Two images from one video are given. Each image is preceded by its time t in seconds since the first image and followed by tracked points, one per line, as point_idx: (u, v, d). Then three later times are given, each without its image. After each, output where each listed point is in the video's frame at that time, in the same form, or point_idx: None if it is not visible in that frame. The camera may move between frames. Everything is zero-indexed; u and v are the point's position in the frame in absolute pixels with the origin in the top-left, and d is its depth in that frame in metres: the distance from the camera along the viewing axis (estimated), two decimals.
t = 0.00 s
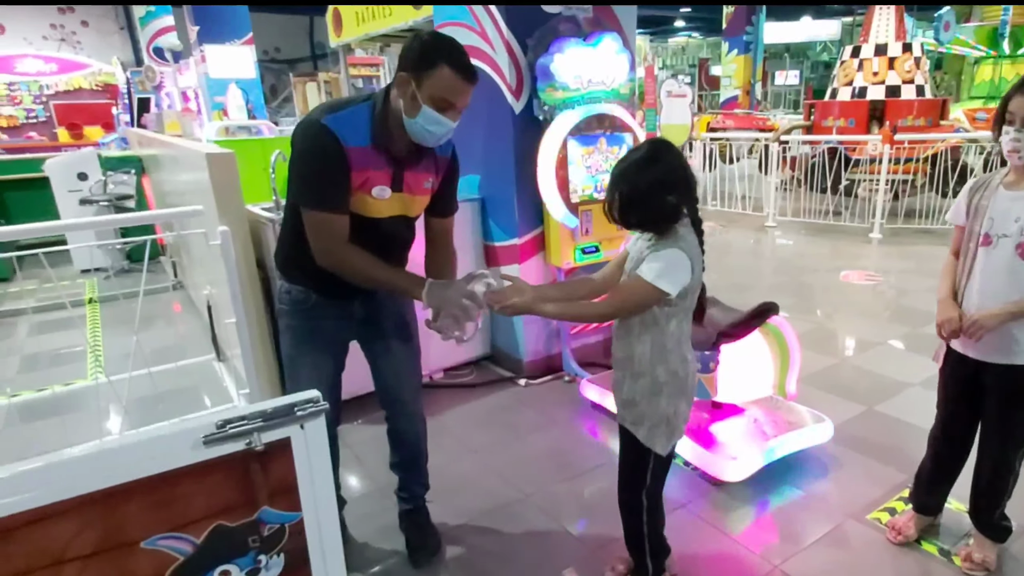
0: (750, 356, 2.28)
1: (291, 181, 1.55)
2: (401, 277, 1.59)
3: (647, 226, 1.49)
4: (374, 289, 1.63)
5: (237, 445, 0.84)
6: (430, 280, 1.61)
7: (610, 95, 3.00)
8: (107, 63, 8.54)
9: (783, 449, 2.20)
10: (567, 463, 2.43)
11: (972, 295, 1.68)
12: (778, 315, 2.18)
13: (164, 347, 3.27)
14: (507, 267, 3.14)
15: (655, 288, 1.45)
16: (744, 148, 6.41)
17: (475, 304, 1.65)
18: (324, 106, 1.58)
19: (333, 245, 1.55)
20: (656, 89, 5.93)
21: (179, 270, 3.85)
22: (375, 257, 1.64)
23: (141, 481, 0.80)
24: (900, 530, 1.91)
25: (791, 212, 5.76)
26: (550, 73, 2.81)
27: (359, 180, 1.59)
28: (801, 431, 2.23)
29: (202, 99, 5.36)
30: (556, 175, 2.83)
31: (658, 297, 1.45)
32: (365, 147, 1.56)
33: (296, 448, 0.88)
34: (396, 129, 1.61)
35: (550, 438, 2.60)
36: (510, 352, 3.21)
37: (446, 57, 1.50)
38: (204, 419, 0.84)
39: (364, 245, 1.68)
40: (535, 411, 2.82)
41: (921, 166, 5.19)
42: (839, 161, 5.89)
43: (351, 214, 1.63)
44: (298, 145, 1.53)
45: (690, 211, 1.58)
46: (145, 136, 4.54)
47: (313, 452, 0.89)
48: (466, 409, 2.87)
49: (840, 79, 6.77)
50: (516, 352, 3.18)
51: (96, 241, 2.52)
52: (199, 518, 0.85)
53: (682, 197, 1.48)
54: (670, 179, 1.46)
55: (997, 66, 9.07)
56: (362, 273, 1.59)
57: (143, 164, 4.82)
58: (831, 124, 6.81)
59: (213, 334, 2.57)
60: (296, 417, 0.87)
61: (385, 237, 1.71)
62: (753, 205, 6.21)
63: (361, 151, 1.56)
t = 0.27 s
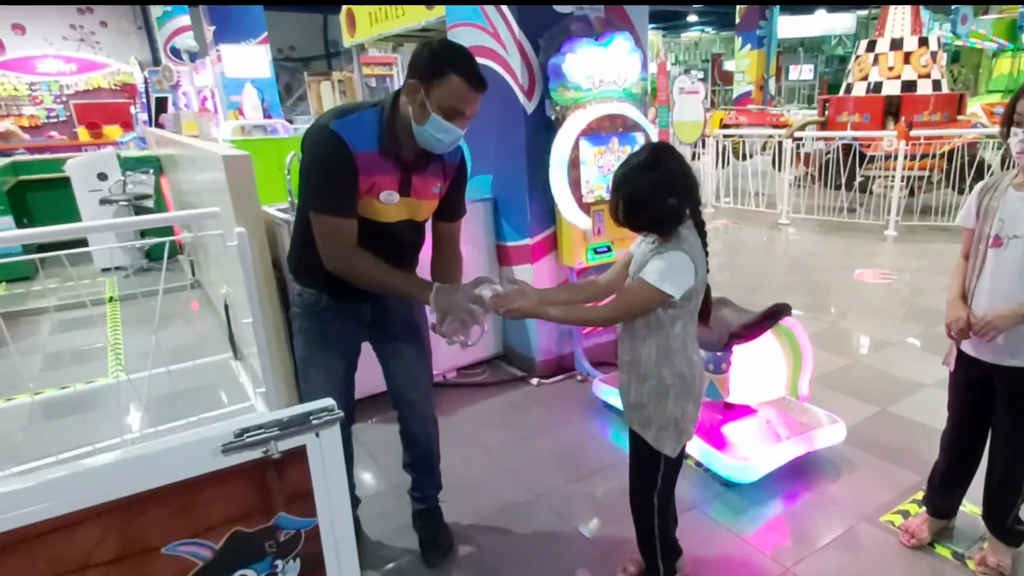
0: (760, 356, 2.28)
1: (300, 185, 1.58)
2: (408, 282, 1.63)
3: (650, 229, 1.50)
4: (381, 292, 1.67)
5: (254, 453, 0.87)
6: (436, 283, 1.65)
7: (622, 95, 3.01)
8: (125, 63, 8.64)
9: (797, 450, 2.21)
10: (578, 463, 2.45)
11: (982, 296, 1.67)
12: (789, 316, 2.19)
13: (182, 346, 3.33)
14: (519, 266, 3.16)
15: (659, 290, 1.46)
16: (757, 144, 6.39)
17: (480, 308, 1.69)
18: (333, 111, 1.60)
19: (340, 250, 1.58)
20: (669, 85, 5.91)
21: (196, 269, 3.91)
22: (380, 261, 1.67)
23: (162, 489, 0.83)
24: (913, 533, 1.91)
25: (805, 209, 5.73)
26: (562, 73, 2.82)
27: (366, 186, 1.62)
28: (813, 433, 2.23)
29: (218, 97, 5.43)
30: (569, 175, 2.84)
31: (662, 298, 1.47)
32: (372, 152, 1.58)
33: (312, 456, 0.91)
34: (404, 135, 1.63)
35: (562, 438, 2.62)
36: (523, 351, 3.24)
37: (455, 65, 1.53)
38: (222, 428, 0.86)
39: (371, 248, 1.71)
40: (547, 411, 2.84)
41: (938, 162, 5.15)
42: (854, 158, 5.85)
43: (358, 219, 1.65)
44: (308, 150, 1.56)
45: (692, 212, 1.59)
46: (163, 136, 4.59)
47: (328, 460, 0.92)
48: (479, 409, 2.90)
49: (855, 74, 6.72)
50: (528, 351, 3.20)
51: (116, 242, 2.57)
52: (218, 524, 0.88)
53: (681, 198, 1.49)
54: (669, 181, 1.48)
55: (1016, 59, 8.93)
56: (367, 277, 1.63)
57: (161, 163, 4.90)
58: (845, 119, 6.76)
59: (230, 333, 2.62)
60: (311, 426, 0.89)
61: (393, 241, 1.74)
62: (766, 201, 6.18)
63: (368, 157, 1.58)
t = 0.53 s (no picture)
0: (767, 355, 2.29)
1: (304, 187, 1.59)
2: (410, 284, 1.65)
3: (650, 230, 1.50)
4: (383, 293, 1.68)
5: (259, 461, 0.88)
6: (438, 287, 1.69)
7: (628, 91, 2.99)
8: (134, 57, 8.68)
9: (805, 448, 2.20)
10: (583, 461, 2.46)
11: (989, 296, 1.67)
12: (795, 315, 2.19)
13: (190, 343, 3.36)
14: (525, 264, 3.17)
15: (661, 292, 1.46)
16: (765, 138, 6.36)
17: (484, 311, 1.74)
18: (337, 112, 1.61)
19: (343, 251, 1.59)
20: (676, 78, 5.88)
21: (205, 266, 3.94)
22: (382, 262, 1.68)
23: (168, 498, 0.84)
24: (920, 533, 1.90)
25: (813, 204, 5.70)
26: (568, 70, 2.81)
27: (369, 187, 1.62)
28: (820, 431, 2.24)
29: (227, 92, 5.44)
30: (574, 173, 2.84)
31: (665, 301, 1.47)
32: (375, 154, 1.59)
33: (316, 464, 0.92)
34: (408, 137, 1.63)
35: (568, 436, 2.63)
36: (528, 349, 3.24)
37: (460, 68, 1.53)
38: (227, 437, 0.88)
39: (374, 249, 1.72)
40: (554, 409, 2.85)
41: (948, 156, 5.11)
42: (863, 152, 5.81)
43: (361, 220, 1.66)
44: (311, 152, 1.57)
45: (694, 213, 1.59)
46: (171, 132, 4.61)
47: (332, 467, 0.93)
48: (486, 406, 2.91)
49: (865, 67, 6.66)
50: (534, 348, 3.21)
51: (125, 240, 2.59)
52: (223, 532, 0.89)
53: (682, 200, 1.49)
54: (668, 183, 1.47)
55: None
56: (370, 279, 1.64)
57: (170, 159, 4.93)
58: (854, 113, 6.71)
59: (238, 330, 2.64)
60: (316, 434, 0.91)
61: (396, 242, 1.75)
62: (774, 196, 6.16)
63: (371, 158, 1.59)
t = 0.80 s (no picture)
0: (773, 350, 2.27)
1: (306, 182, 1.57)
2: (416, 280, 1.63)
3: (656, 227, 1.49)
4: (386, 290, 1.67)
5: (259, 468, 0.88)
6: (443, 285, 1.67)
7: (633, 83, 2.97)
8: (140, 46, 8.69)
9: (812, 443, 2.21)
10: (589, 456, 2.46)
11: (995, 293, 1.65)
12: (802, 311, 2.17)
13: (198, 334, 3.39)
14: (530, 256, 3.15)
15: (665, 294, 1.45)
16: (772, 128, 6.32)
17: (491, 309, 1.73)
18: (339, 107, 1.60)
19: (347, 248, 1.59)
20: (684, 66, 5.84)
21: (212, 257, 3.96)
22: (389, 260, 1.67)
23: (169, 507, 0.85)
24: (925, 531, 1.90)
25: (821, 194, 5.67)
26: (573, 61, 2.79)
27: (373, 183, 1.62)
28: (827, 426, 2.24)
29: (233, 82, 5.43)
30: (579, 165, 2.83)
31: (669, 303, 1.45)
32: (380, 150, 1.58)
33: (317, 469, 0.92)
34: (411, 132, 1.62)
35: (572, 430, 2.64)
36: (534, 341, 3.25)
37: (465, 62, 1.52)
38: (229, 444, 0.88)
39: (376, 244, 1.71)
40: (559, 402, 2.86)
41: (958, 146, 5.07)
42: (872, 142, 5.76)
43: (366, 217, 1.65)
44: (313, 147, 1.55)
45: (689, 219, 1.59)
46: (177, 123, 4.61)
47: (333, 473, 0.94)
48: (490, 399, 2.92)
49: (875, 55, 6.60)
50: (538, 341, 3.21)
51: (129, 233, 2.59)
52: (225, 538, 0.90)
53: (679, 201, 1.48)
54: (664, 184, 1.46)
55: None
56: (372, 275, 1.63)
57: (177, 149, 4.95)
58: (863, 102, 6.66)
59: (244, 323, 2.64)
60: (316, 441, 0.91)
61: (399, 240, 1.75)
62: (781, 186, 6.13)
63: (375, 154, 1.58)
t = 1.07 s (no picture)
0: (777, 344, 2.26)
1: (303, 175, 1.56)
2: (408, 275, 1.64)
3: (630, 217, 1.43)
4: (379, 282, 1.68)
5: (255, 473, 0.89)
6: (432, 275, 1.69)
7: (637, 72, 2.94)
8: (143, 33, 8.66)
9: (818, 437, 2.21)
10: (593, 450, 2.45)
11: (996, 287, 1.64)
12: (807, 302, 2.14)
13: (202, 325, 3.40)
14: (533, 248, 3.14)
15: (659, 310, 1.37)
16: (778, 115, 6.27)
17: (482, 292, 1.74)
18: (337, 99, 1.58)
19: (340, 240, 1.58)
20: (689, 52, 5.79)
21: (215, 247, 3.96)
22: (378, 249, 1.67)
23: (164, 514, 0.86)
24: (927, 525, 1.90)
25: (826, 182, 5.63)
26: (576, 50, 2.75)
27: (372, 175, 1.60)
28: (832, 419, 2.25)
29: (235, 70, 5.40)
30: (583, 155, 2.80)
31: (664, 316, 1.38)
32: (378, 141, 1.56)
33: (314, 474, 0.93)
34: (411, 120, 1.61)
35: (575, 423, 2.64)
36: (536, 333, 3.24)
37: (460, 42, 1.50)
38: (224, 450, 0.88)
39: (371, 237, 1.69)
40: (562, 395, 2.87)
41: (965, 133, 5.02)
42: (879, 129, 5.71)
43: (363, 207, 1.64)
44: (310, 141, 1.54)
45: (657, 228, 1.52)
46: (178, 112, 4.58)
47: (330, 477, 0.95)
48: (493, 391, 2.92)
49: (882, 42, 6.54)
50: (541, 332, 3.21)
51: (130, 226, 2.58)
52: (221, 543, 0.91)
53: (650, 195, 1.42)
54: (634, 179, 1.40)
55: None
56: (365, 268, 1.63)
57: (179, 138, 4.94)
58: (870, 89, 6.61)
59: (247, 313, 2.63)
60: (313, 446, 0.92)
61: (401, 233, 1.73)
62: (786, 174, 6.10)
63: (373, 146, 1.56)
